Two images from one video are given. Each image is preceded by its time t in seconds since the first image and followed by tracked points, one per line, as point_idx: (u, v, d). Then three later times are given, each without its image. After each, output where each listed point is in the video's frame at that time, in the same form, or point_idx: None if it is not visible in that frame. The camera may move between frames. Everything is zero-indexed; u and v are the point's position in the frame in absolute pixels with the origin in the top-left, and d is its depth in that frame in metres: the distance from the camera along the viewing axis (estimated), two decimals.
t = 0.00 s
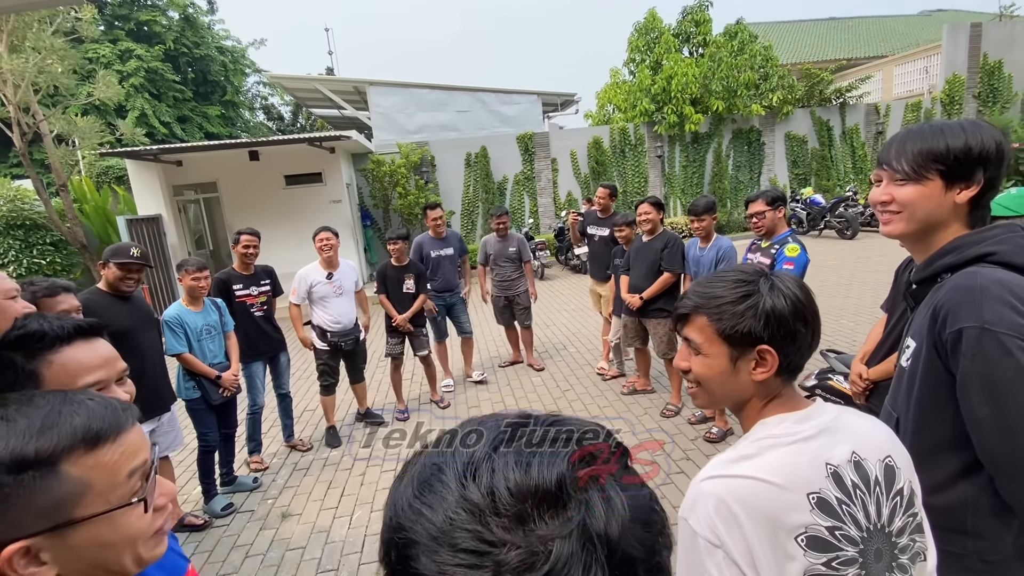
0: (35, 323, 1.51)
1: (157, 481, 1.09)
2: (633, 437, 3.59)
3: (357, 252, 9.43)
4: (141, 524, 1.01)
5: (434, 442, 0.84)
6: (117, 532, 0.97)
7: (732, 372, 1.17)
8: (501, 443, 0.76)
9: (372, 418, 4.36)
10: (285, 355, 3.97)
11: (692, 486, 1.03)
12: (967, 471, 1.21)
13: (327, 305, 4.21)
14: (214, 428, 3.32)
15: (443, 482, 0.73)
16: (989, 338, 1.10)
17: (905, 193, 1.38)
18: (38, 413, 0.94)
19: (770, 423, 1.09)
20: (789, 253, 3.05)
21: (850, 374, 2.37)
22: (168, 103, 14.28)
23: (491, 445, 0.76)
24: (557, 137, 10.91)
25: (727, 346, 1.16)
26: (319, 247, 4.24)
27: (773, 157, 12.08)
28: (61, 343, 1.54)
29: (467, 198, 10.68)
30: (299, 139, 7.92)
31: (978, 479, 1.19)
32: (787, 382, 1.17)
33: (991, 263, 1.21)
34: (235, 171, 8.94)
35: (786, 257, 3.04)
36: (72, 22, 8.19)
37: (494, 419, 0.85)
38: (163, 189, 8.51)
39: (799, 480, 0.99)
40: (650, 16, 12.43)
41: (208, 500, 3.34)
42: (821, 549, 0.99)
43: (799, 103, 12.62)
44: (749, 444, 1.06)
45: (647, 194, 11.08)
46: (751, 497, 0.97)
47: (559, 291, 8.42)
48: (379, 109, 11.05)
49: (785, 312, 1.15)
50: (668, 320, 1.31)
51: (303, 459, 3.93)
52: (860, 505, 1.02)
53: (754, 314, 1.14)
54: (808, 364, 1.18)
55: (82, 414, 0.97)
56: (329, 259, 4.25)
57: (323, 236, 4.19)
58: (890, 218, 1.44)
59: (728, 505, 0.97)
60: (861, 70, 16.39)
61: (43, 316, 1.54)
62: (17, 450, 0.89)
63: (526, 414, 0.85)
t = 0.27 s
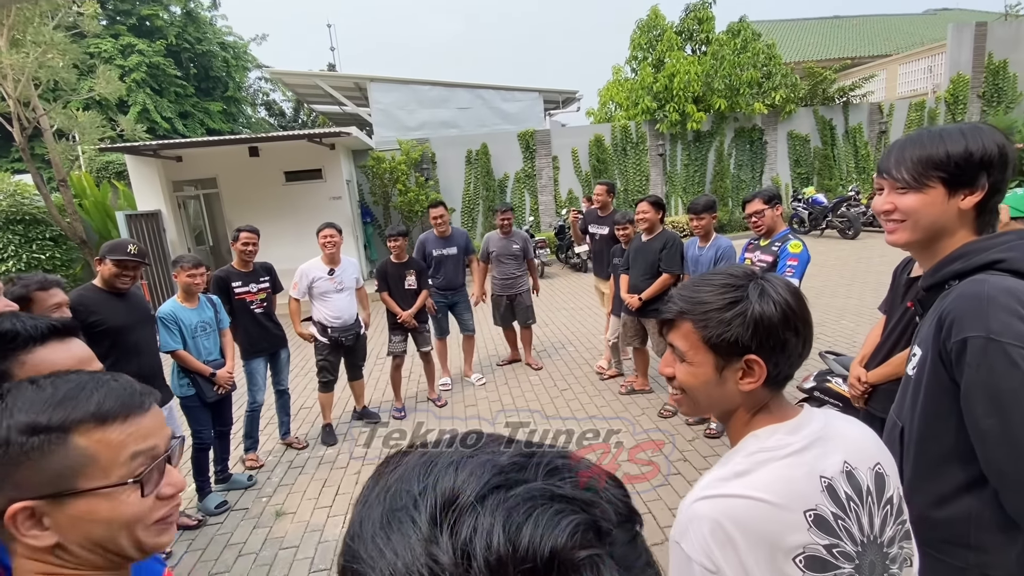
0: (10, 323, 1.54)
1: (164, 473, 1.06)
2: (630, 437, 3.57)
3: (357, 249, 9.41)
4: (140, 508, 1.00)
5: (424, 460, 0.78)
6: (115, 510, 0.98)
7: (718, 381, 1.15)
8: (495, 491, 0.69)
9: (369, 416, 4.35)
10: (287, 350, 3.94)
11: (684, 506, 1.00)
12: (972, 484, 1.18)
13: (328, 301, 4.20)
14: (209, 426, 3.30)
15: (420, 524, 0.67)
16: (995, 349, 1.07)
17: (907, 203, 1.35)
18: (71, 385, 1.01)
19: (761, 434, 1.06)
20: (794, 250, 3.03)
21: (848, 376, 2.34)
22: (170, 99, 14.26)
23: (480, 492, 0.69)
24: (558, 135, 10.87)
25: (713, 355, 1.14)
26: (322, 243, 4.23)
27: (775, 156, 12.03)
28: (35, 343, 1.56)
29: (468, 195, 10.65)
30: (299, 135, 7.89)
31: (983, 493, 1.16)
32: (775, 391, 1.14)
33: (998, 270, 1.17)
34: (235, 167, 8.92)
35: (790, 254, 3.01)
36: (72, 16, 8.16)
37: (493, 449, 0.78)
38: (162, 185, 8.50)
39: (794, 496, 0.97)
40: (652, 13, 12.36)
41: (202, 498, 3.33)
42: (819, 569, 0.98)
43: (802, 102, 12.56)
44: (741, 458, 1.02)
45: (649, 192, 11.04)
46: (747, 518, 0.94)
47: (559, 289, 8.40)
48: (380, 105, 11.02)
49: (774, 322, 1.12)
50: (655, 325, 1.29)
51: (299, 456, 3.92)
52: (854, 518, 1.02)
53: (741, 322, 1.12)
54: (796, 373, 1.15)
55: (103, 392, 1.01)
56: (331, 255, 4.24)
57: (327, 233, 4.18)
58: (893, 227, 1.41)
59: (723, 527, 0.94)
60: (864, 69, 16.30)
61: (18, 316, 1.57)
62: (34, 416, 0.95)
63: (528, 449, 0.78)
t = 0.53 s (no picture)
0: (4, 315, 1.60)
1: (172, 449, 1.16)
2: (630, 437, 3.54)
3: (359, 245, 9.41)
4: (162, 479, 1.09)
5: (409, 435, 0.90)
6: (149, 480, 1.05)
7: (719, 383, 1.13)
8: (449, 455, 0.81)
9: (369, 413, 4.35)
10: (289, 345, 3.93)
11: (684, 516, 0.97)
12: (996, 497, 1.15)
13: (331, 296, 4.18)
14: (208, 420, 3.30)
15: (384, 478, 0.81)
16: None
17: (932, 203, 1.33)
18: (80, 363, 1.00)
19: (765, 441, 1.03)
20: (792, 245, 2.98)
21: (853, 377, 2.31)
22: (176, 93, 14.29)
23: (437, 451, 0.82)
24: (562, 131, 10.83)
25: (711, 355, 1.11)
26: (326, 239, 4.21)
27: (781, 154, 11.95)
28: (26, 333, 1.62)
29: (471, 192, 10.63)
30: (302, 131, 7.89)
31: (1006, 506, 1.13)
32: (777, 396, 1.11)
33: None
34: (239, 162, 8.91)
35: (789, 249, 2.96)
36: (78, 10, 8.16)
37: (466, 427, 0.89)
38: (166, 179, 8.51)
39: (799, 506, 0.94)
40: (659, 10, 12.28)
41: (200, 492, 3.33)
42: None
43: (809, 100, 12.47)
44: (744, 467, 0.99)
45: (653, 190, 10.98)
46: (752, 531, 0.91)
47: (562, 287, 8.37)
48: (385, 101, 11.00)
49: (779, 323, 1.08)
50: (656, 322, 1.27)
51: (298, 452, 3.91)
52: (862, 528, 0.99)
53: (744, 321, 1.09)
54: (801, 376, 1.12)
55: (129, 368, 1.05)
56: (335, 251, 4.23)
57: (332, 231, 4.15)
58: (916, 229, 1.39)
59: (728, 539, 0.91)
60: (873, 67, 16.15)
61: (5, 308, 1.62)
62: (89, 389, 0.96)
63: (496, 430, 0.88)
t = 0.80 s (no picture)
0: (21, 308, 1.67)
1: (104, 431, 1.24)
2: (630, 437, 3.52)
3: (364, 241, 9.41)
4: (104, 459, 1.17)
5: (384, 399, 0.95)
6: (94, 465, 1.14)
7: (716, 388, 1.10)
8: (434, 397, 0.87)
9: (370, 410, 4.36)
10: (291, 341, 3.94)
11: (679, 525, 0.96)
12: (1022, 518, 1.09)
13: (331, 292, 4.18)
14: (209, 416, 3.31)
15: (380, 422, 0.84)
16: None
17: (964, 203, 1.26)
18: None
19: (766, 450, 1.01)
20: (792, 244, 2.93)
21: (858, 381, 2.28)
22: (184, 89, 14.33)
23: (425, 395, 0.87)
24: (568, 129, 10.78)
25: (711, 360, 1.09)
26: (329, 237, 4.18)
27: (789, 153, 11.84)
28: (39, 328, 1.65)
29: (476, 189, 10.61)
30: (308, 127, 7.89)
31: None
32: (780, 404, 1.08)
33: None
34: (245, 157, 8.92)
35: (790, 248, 2.90)
36: (86, 4, 8.19)
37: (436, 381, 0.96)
38: (173, 174, 8.54)
39: (798, 519, 0.92)
40: (667, 7, 12.19)
41: (201, 488, 3.34)
42: None
43: (817, 99, 12.36)
44: (742, 477, 0.97)
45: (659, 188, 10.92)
46: (749, 543, 0.90)
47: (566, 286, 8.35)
48: (390, 97, 10.99)
49: (782, 330, 1.05)
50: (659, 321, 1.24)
51: (299, 448, 3.92)
52: (865, 543, 0.97)
53: (744, 327, 1.06)
54: (803, 383, 1.09)
55: (27, 369, 1.09)
56: (338, 249, 4.21)
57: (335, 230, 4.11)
58: (951, 229, 1.32)
59: (722, 550, 0.90)
60: (884, 66, 15.98)
61: (14, 300, 1.68)
62: (7, 401, 1.00)
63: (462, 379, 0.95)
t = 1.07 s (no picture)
0: (35, 304, 1.65)
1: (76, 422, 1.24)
2: (631, 437, 3.50)
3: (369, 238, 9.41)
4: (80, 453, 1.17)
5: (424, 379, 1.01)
6: (72, 457, 1.14)
7: (707, 392, 1.09)
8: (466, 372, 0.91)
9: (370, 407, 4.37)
10: (291, 338, 3.93)
11: (665, 530, 0.96)
12: None
13: (330, 290, 4.18)
14: (209, 412, 3.31)
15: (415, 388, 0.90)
16: None
17: (959, 225, 1.19)
18: None
19: (758, 457, 0.99)
20: (792, 245, 2.88)
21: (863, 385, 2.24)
22: (192, 85, 14.39)
23: (459, 369, 0.93)
24: (574, 127, 10.73)
25: (701, 363, 1.07)
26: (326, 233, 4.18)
27: (797, 153, 11.74)
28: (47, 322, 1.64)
29: (481, 187, 10.60)
30: (313, 124, 7.90)
31: None
32: (772, 411, 1.05)
33: None
34: (251, 154, 8.94)
35: (790, 249, 2.87)
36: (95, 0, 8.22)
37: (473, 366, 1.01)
38: (179, 169, 8.58)
39: (786, 528, 0.90)
40: (675, 4, 12.10)
41: (201, 483, 3.34)
42: None
43: (827, 98, 12.23)
44: (731, 483, 0.96)
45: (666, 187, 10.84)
46: (734, 549, 0.89)
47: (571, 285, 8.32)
48: (397, 94, 10.98)
49: (773, 337, 1.02)
50: (656, 323, 1.23)
51: (300, 445, 3.92)
52: (859, 557, 0.94)
53: (734, 330, 1.03)
54: (796, 394, 1.05)
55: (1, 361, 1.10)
56: (334, 245, 4.21)
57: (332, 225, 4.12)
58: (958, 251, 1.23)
59: (707, 555, 0.89)
60: (895, 65, 15.81)
61: (24, 297, 1.65)
62: None
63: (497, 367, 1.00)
